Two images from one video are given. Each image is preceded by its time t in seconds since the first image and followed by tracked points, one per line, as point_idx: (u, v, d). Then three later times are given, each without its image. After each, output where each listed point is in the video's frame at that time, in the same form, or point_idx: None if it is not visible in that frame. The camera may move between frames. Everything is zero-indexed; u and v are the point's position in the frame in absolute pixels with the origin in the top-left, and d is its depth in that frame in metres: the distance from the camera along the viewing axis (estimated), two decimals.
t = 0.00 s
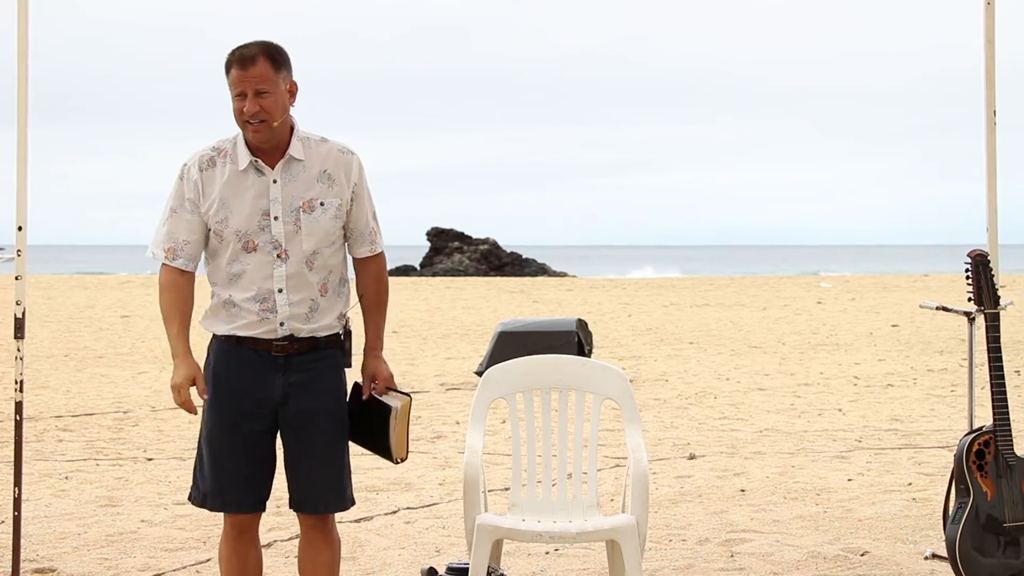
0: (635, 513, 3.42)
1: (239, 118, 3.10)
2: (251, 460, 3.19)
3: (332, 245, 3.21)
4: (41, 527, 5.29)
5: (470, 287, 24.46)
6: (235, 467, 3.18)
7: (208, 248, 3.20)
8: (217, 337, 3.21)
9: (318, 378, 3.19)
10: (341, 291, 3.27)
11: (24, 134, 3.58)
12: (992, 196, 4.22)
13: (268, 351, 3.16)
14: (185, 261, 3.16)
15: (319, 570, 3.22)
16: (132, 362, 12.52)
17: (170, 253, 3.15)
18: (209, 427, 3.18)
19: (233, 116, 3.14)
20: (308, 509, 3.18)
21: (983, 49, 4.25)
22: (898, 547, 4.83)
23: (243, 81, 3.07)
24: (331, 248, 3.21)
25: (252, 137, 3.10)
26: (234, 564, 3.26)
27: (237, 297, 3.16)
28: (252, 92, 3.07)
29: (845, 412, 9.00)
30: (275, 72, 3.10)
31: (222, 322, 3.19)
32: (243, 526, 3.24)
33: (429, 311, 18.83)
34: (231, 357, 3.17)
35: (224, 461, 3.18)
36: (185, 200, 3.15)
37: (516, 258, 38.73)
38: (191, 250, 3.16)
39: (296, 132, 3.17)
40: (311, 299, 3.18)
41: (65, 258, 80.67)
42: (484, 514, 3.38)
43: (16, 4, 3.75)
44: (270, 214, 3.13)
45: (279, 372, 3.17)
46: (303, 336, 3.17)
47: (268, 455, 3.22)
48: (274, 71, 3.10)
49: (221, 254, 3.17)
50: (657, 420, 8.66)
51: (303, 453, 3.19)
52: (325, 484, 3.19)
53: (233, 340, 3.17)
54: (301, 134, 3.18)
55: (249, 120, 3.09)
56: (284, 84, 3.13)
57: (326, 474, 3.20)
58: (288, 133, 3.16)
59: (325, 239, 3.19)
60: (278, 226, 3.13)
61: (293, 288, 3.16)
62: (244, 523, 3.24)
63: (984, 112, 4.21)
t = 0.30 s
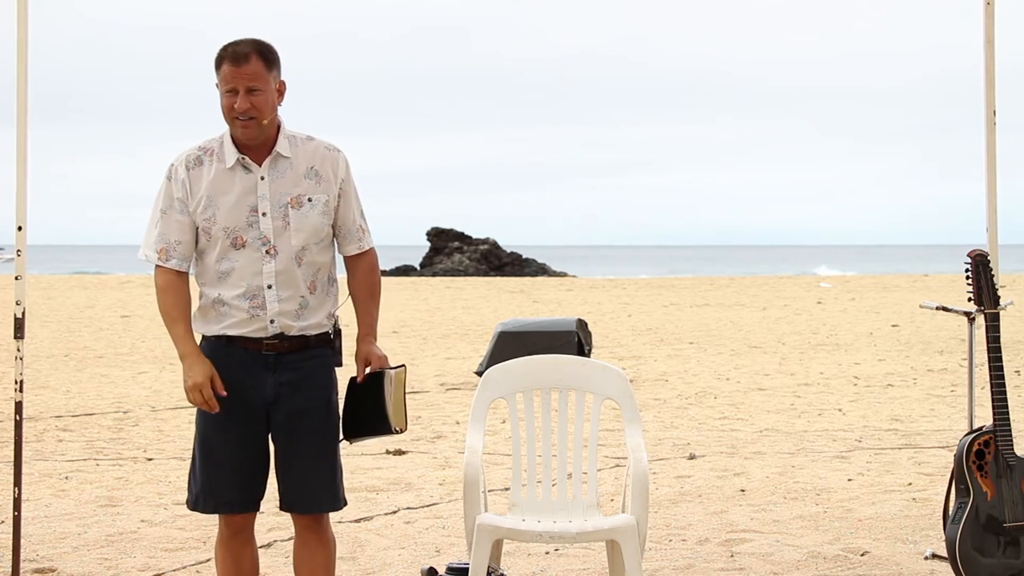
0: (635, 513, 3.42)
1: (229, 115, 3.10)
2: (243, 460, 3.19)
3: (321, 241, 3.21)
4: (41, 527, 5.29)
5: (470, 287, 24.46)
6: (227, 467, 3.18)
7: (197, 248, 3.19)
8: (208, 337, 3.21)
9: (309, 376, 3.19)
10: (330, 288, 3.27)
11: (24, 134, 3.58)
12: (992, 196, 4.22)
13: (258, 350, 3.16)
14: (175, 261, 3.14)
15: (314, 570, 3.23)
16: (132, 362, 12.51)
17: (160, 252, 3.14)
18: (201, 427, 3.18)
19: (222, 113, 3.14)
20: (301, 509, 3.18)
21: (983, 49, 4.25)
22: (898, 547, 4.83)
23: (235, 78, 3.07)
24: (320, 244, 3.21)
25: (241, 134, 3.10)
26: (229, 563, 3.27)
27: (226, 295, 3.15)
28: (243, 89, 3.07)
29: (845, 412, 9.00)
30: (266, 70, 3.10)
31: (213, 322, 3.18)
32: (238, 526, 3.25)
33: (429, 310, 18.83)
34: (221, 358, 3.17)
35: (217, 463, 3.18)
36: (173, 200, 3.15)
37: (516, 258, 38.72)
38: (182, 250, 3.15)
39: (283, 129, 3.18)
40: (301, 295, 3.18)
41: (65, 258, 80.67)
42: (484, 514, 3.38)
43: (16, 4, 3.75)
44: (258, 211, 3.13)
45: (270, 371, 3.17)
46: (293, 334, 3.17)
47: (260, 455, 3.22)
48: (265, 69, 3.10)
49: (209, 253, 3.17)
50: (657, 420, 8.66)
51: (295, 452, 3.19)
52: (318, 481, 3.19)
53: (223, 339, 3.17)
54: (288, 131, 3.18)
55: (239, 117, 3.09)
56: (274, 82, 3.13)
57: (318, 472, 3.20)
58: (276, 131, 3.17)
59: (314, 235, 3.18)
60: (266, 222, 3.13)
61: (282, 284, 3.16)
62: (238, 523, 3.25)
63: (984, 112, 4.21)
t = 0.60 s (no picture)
0: (635, 513, 3.42)
1: (225, 113, 3.09)
2: (243, 461, 3.19)
3: (317, 240, 3.20)
4: (41, 527, 5.30)
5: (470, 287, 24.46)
6: (226, 468, 3.18)
7: (193, 247, 3.20)
8: (203, 337, 3.21)
9: (306, 375, 3.19)
10: (328, 287, 3.26)
11: (24, 134, 3.58)
12: (991, 197, 4.22)
13: (255, 349, 3.16)
14: (168, 258, 3.16)
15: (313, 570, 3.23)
16: (132, 362, 12.52)
17: (153, 250, 3.15)
18: (200, 427, 3.18)
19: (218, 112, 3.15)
20: (299, 509, 3.18)
21: (982, 49, 4.25)
22: (898, 547, 4.83)
23: (232, 76, 3.07)
24: (316, 243, 3.20)
25: (236, 132, 3.10)
26: (229, 564, 3.27)
27: (222, 293, 3.16)
28: (239, 88, 3.07)
29: (845, 412, 9.00)
30: (263, 69, 3.10)
31: (207, 322, 3.19)
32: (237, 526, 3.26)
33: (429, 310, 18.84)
34: (218, 358, 3.17)
35: (216, 463, 3.18)
36: (168, 198, 3.17)
37: (516, 258, 38.73)
38: (176, 248, 3.16)
39: (279, 130, 3.18)
40: (297, 294, 3.18)
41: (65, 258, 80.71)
42: (484, 514, 3.38)
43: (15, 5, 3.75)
44: (253, 209, 3.14)
45: (267, 371, 3.17)
46: (289, 333, 3.17)
47: (259, 455, 3.22)
48: (262, 68, 3.10)
49: (204, 251, 3.18)
50: (657, 420, 8.66)
51: (291, 452, 3.19)
52: (316, 482, 3.19)
53: (220, 339, 3.16)
54: (284, 131, 3.18)
55: (234, 115, 3.09)
56: (271, 81, 3.13)
57: (317, 472, 3.19)
58: (272, 130, 3.17)
59: (310, 233, 3.18)
60: (261, 220, 3.13)
61: (278, 282, 3.16)
62: (238, 523, 3.25)
63: (984, 113, 4.21)
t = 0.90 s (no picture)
0: (636, 513, 3.41)
1: (228, 111, 3.10)
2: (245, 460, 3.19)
3: (319, 238, 3.20)
4: (41, 527, 5.30)
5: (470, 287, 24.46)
6: (228, 467, 3.18)
7: (195, 246, 3.19)
8: (207, 336, 3.20)
9: (310, 376, 3.19)
10: (330, 286, 3.26)
11: (24, 134, 3.58)
12: (991, 197, 4.22)
13: (259, 349, 3.16)
14: (170, 258, 3.15)
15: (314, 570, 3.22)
16: (132, 362, 12.52)
17: (156, 250, 3.15)
18: (202, 427, 3.19)
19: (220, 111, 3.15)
20: (301, 509, 3.18)
21: (982, 49, 4.25)
22: (898, 547, 4.83)
23: (235, 73, 3.07)
24: (319, 241, 3.20)
25: (238, 131, 3.10)
26: (230, 564, 3.26)
27: (225, 293, 3.16)
28: (242, 85, 3.08)
29: (845, 412, 9.00)
30: (266, 67, 3.11)
31: (211, 322, 3.19)
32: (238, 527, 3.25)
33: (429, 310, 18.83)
34: (220, 358, 3.17)
35: (218, 462, 3.18)
36: (169, 198, 3.16)
37: (516, 258, 38.74)
38: (177, 248, 3.16)
39: (281, 128, 3.18)
40: (300, 294, 3.18)
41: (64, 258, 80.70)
42: (483, 514, 3.38)
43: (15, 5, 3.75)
44: (256, 208, 3.13)
45: (270, 371, 3.17)
46: (293, 332, 3.17)
47: (262, 455, 3.22)
48: (264, 66, 3.11)
49: (207, 251, 3.17)
50: (657, 420, 8.66)
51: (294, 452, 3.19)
52: (318, 482, 3.19)
53: (223, 339, 3.16)
54: (285, 130, 3.18)
55: (237, 113, 3.09)
56: (273, 79, 3.14)
57: (319, 472, 3.19)
58: (274, 129, 3.17)
59: (312, 231, 3.18)
60: (264, 219, 3.13)
61: (281, 282, 3.15)
62: (239, 523, 3.25)
63: (984, 113, 4.21)
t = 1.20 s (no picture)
0: (635, 513, 3.42)
1: (252, 107, 3.10)
2: (265, 460, 3.18)
3: (338, 238, 3.22)
4: (41, 527, 5.29)
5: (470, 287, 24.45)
6: (251, 468, 3.17)
7: (214, 248, 3.16)
8: (228, 338, 3.18)
9: (333, 375, 3.20)
10: (346, 284, 3.26)
11: (24, 134, 3.58)
12: (991, 197, 4.22)
13: (283, 349, 3.15)
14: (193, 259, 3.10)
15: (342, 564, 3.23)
16: (132, 363, 12.51)
17: (177, 250, 3.09)
18: (223, 428, 3.17)
19: (239, 109, 3.14)
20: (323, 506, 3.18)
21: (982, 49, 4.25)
22: (898, 547, 4.83)
23: (259, 68, 3.08)
24: (338, 241, 3.22)
25: (262, 127, 3.11)
26: (236, 563, 3.25)
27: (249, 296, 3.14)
28: (267, 80, 3.08)
29: (845, 412, 9.00)
30: (287, 64, 3.12)
31: (234, 325, 3.17)
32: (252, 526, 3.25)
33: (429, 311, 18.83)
34: (245, 357, 3.15)
35: (239, 462, 3.16)
36: (189, 199, 3.12)
37: (516, 258, 38.74)
38: (198, 247, 3.12)
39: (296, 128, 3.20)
40: (323, 294, 3.19)
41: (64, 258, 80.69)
42: (484, 514, 3.38)
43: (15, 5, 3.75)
44: (277, 210, 3.13)
45: (297, 371, 3.16)
46: (317, 332, 3.17)
47: (283, 454, 3.22)
48: (286, 63, 3.13)
49: (228, 254, 3.15)
50: (657, 420, 8.66)
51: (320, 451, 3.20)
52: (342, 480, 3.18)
53: (247, 341, 3.15)
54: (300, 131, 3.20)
55: (261, 110, 3.10)
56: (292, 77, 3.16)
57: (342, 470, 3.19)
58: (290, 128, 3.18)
59: (333, 231, 3.19)
60: (286, 221, 3.13)
61: (305, 282, 3.16)
62: (249, 522, 3.24)
63: (983, 113, 4.21)
